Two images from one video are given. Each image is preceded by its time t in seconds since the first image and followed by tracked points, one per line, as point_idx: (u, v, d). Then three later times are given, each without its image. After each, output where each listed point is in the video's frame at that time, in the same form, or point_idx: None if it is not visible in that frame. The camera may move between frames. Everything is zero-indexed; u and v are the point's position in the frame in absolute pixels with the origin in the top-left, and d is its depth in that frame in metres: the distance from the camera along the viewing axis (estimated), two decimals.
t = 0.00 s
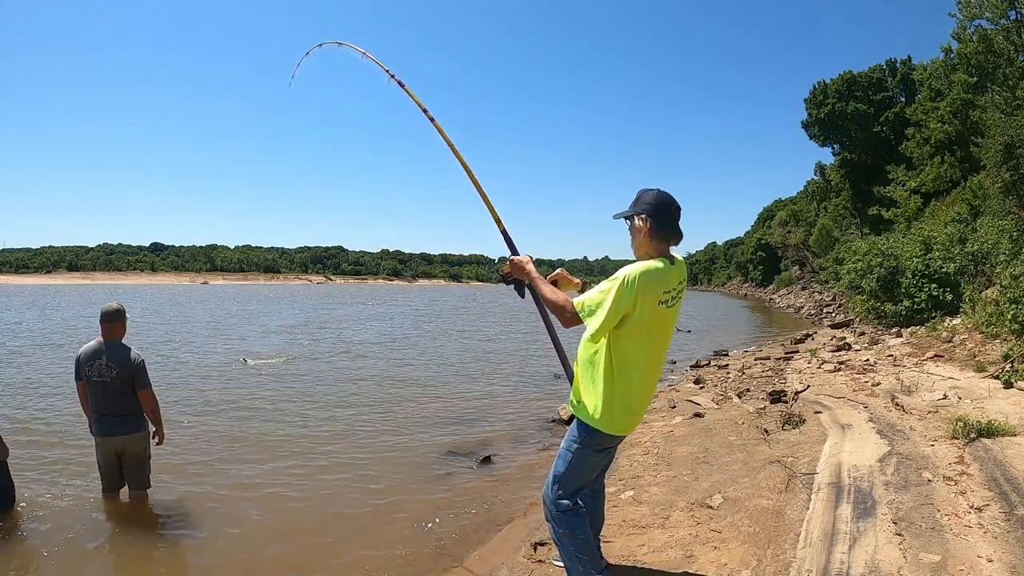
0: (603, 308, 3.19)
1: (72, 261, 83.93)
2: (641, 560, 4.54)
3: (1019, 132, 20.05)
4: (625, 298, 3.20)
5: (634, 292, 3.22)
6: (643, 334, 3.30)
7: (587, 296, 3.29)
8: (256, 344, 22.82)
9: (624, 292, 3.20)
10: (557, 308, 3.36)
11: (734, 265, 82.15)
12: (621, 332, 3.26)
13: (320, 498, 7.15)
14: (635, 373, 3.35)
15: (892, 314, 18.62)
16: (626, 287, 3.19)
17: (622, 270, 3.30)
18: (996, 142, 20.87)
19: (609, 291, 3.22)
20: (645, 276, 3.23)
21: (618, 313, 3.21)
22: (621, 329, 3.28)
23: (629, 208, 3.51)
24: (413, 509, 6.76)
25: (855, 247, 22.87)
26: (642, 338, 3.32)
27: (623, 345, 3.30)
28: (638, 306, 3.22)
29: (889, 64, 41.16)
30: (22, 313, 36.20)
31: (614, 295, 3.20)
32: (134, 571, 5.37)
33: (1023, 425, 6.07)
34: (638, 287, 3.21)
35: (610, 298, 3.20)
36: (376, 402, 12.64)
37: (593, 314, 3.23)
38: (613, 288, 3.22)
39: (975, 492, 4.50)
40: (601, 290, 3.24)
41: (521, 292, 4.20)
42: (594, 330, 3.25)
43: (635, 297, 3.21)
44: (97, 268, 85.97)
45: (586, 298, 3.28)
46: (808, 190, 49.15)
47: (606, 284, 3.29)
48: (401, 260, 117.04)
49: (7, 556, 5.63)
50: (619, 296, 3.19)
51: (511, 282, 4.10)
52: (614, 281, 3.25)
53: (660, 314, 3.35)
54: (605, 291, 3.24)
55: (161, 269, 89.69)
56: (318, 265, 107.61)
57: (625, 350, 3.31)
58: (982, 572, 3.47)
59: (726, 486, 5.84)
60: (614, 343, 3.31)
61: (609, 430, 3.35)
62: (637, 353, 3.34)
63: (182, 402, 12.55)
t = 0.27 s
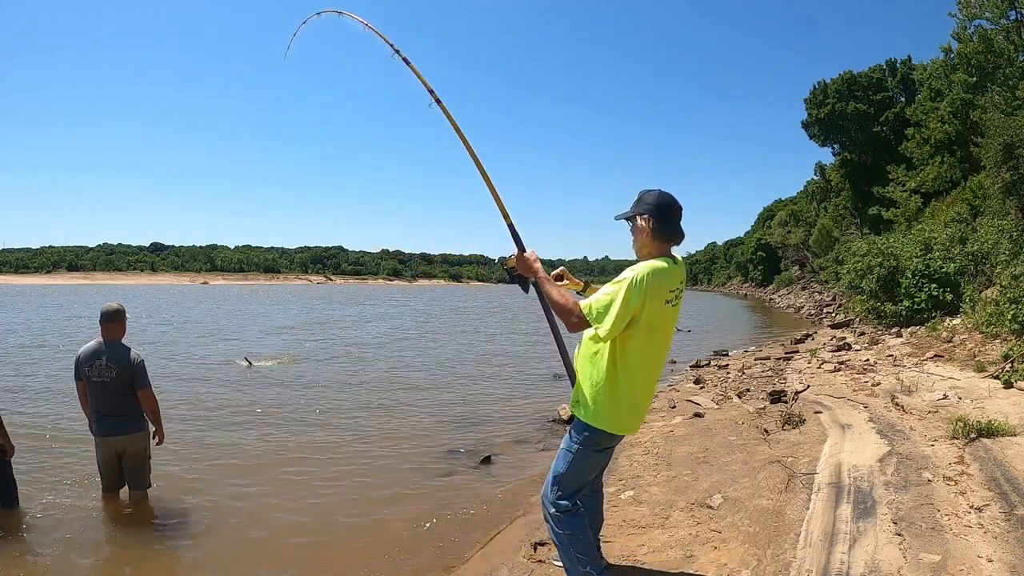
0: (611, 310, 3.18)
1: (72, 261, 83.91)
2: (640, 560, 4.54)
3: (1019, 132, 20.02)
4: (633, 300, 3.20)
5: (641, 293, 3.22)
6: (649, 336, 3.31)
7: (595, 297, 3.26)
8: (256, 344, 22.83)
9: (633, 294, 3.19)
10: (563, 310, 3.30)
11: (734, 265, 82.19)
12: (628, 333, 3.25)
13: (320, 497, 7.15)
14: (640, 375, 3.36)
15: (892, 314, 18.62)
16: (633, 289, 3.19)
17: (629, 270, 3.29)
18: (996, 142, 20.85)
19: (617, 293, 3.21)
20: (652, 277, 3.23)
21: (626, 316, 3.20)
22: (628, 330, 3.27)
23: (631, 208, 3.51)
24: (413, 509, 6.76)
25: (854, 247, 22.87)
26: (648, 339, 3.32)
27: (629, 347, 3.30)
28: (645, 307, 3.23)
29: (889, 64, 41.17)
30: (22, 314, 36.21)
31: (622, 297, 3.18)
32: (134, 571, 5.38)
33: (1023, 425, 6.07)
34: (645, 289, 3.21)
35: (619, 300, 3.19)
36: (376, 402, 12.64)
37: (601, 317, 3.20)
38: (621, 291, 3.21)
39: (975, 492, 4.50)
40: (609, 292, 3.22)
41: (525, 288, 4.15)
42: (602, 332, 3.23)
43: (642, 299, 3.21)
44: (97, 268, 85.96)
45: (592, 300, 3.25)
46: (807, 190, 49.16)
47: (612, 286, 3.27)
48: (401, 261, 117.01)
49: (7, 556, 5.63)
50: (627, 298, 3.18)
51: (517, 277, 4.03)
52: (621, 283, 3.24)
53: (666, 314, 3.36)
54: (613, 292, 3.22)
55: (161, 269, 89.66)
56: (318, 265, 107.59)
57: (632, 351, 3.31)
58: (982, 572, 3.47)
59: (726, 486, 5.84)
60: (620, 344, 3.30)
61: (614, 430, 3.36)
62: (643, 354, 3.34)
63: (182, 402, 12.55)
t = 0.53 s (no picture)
0: (621, 309, 3.16)
1: (71, 261, 83.88)
2: (641, 560, 4.54)
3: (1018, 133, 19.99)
4: (641, 299, 3.20)
5: (649, 292, 3.22)
6: (655, 335, 3.31)
7: (603, 298, 3.23)
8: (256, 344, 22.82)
9: (641, 293, 3.19)
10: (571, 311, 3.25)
11: (734, 265, 82.16)
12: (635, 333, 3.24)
13: (320, 497, 7.15)
14: (644, 376, 3.35)
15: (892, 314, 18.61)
16: (641, 288, 3.19)
17: (635, 270, 3.29)
18: (996, 142, 20.81)
19: (625, 292, 3.19)
20: (658, 276, 3.24)
21: (635, 315, 3.20)
22: (636, 332, 3.27)
23: (630, 208, 3.51)
24: (413, 509, 6.76)
25: (854, 247, 22.86)
26: (654, 339, 3.32)
27: (635, 346, 3.30)
28: (651, 306, 3.23)
29: (889, 63, 41.15)
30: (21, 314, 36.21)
31: (630, 298, 3.17)
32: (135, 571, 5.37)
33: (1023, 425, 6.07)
34: (652, 288, 3.22)
35: (628, 300, 3.18)
36: (376, 402, 12.63)
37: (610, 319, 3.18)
38: (630, 290, 3.20)
39: (975, 492, 4.50)
40: (617, 292, 3.20)
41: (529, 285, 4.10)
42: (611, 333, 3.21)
43: (650, 299, 3.22)
44: (96, 268, 85.91)
45: (600, 302, 3.22)
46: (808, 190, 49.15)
47: (619, 286, 3.25)
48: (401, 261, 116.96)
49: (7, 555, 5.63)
50: (636, 297, 3.18)
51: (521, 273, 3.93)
52: (629, 282, 3.23)
53: (670, 314, 3.37)
54: (622, 292, 3.20)
55: (161, 270, 89.62)
56: (318, 265, 107.56)
57: (637, 352, 3.31)
58: (982, 572, 3.47)
59: (726, 486, 5.84)
60: (626, 344, 3.29)
61: (619, 431, 3.36)
62: (649, 354, 3.34)
63: (181, 402, 12.55)
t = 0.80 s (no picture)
0: (637, 311, 3.11)
1: (72, 261, 83.92)
2: (641, 560, 4.54)
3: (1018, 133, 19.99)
4: (654, 300, 3.17)
5: (660, 292, 3.21)
6: (661, 333, 3.33)
7: (616, 300, 3.16)
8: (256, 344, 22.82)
9: (653, 294, 3.17)
10: (589, 317, 3.11)
11: (734, 265, 82.20)
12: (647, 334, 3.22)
13: (320, 497, 7.15)
14: (649, 373, 3.37)
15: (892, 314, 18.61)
16: (654, 288, 3.16)
17: (643, 269, 3.25)
18: (996, 142, 20.81)
19: (640, 292, 3.15)
20: (668, 276, 3.23)
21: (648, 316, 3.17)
22: (644, 333, 3.26)
23: (629, 208, 3.51)
24: (413, 509, 6.76)
25: (855, 247, 22.87)
26: (659, 337, 3.33)
27: (642, 346, 3.29)
28: (662, 305, 3.22)
29: (889, 64, 41.16)
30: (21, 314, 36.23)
31: (646, 299, 3.13)
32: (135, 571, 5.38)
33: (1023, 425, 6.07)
34: (663, 288, 3.21)
35: (643, 301, 3.13)
36: (376, 402, 12.63)
37: (628, 323, 3.11)
38: (643, 291, 3.16)
39: (975, 492, 4.50)
40: (631, 294, 3.14)
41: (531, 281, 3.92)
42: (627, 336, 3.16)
43: (661, 298, 3.20)
44: (97, 268, 85.95)
45: (616, 304, 3.13)
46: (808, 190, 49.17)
47: (631, 287, 3.19)
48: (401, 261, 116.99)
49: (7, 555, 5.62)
50: (650, 298, 3.15)
51: (527, 271, 3.63)
52: (641, 283, 3.18)
53: (674, 312, 3.39)
54: (635, 293, 3.15)
55: (161, 270, 89.64)
56: (318, 265, 107.60)
57: (644, 351, 3.30)
58: (982, 572, 3.47)
59: (725, 486, 5.84)
60: (635, 345, 3.27)
61: (623, 430, 3.38)
62: (654, 352, 3.35)
63: (181, 402, 12.56)
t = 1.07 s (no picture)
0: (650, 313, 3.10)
1: (72, 261, 83.95)
2: (640, 560, 4.54)
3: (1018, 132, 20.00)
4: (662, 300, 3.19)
5: (666, 293, 3.23)
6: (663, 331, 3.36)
7: (630, 303, 3.12)
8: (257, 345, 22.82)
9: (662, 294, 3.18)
10: (609, 323, 3.04)
11: (734, 265, 82.22)
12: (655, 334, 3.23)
13: (320, 497, 7.16)
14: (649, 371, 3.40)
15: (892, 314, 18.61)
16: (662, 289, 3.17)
17: (649, 270, 3.24)
18: (996, 142, 20.82)
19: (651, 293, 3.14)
20: (672, 275, 3.25)
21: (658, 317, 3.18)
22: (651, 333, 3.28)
23: (626, 208, 3.51)
24: (412, 508, 6.76)
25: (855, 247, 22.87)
26: (661, 335, 3.36)
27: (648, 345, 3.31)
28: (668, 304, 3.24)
29: (889, 64, 41.18)
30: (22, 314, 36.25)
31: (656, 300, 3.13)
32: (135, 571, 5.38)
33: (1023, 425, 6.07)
34: (669, 287, 3.23)
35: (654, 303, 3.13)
36: (377, 402, 12.63)
37: (644, 326, 3.10)
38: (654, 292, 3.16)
39: (975, 492, 4.50)
40: (643, 297, 3.13)
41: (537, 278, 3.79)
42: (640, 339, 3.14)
43: (667, 298, 3.22)
44: (97, 268, 85.98)
45: (630, 307, 3.09)
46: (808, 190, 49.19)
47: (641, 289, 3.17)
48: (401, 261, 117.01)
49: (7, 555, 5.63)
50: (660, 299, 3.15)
51: (536, 270, 3.53)
52: (651, 284, 3.17)
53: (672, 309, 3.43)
54: (645, 295, 3.13)
55: (161, 270, 89.64)
56: (318, 264, 107.62)
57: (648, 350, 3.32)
58: (982, 572, 3.47)
59: (726, 486, 5.84)
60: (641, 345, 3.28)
61: (624, 429, 3.41)
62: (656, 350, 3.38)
63: (181, 402, 12.56)
